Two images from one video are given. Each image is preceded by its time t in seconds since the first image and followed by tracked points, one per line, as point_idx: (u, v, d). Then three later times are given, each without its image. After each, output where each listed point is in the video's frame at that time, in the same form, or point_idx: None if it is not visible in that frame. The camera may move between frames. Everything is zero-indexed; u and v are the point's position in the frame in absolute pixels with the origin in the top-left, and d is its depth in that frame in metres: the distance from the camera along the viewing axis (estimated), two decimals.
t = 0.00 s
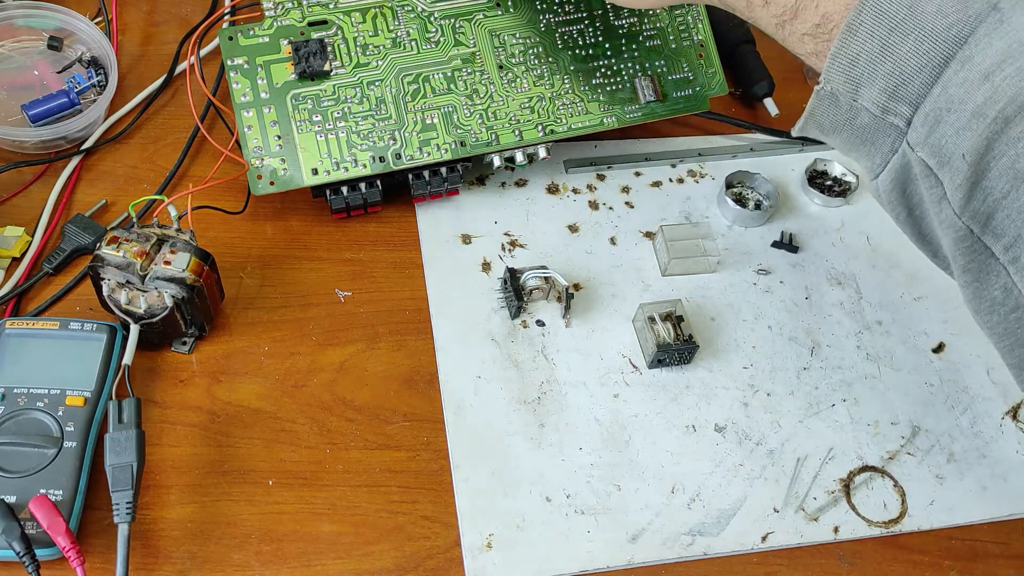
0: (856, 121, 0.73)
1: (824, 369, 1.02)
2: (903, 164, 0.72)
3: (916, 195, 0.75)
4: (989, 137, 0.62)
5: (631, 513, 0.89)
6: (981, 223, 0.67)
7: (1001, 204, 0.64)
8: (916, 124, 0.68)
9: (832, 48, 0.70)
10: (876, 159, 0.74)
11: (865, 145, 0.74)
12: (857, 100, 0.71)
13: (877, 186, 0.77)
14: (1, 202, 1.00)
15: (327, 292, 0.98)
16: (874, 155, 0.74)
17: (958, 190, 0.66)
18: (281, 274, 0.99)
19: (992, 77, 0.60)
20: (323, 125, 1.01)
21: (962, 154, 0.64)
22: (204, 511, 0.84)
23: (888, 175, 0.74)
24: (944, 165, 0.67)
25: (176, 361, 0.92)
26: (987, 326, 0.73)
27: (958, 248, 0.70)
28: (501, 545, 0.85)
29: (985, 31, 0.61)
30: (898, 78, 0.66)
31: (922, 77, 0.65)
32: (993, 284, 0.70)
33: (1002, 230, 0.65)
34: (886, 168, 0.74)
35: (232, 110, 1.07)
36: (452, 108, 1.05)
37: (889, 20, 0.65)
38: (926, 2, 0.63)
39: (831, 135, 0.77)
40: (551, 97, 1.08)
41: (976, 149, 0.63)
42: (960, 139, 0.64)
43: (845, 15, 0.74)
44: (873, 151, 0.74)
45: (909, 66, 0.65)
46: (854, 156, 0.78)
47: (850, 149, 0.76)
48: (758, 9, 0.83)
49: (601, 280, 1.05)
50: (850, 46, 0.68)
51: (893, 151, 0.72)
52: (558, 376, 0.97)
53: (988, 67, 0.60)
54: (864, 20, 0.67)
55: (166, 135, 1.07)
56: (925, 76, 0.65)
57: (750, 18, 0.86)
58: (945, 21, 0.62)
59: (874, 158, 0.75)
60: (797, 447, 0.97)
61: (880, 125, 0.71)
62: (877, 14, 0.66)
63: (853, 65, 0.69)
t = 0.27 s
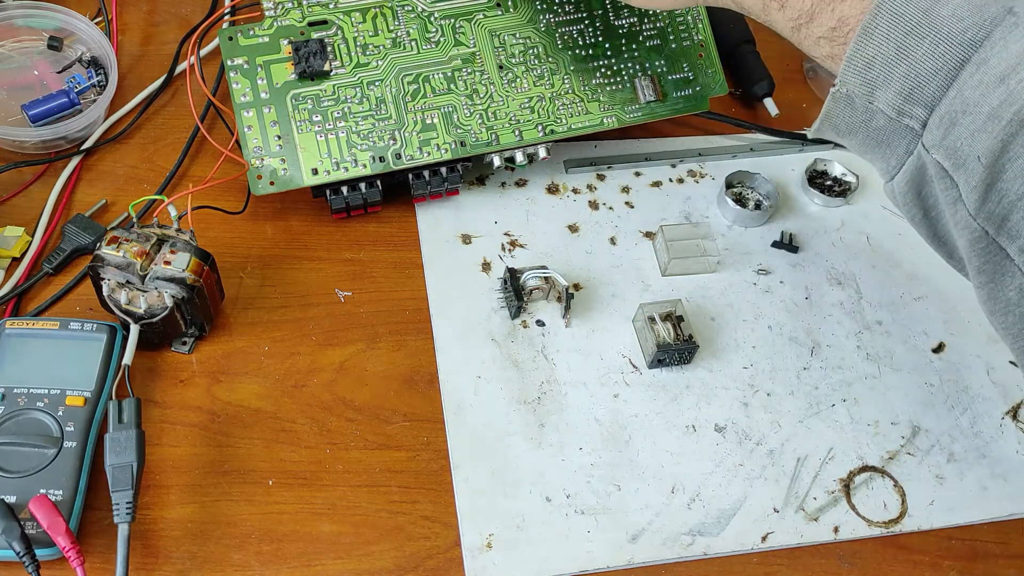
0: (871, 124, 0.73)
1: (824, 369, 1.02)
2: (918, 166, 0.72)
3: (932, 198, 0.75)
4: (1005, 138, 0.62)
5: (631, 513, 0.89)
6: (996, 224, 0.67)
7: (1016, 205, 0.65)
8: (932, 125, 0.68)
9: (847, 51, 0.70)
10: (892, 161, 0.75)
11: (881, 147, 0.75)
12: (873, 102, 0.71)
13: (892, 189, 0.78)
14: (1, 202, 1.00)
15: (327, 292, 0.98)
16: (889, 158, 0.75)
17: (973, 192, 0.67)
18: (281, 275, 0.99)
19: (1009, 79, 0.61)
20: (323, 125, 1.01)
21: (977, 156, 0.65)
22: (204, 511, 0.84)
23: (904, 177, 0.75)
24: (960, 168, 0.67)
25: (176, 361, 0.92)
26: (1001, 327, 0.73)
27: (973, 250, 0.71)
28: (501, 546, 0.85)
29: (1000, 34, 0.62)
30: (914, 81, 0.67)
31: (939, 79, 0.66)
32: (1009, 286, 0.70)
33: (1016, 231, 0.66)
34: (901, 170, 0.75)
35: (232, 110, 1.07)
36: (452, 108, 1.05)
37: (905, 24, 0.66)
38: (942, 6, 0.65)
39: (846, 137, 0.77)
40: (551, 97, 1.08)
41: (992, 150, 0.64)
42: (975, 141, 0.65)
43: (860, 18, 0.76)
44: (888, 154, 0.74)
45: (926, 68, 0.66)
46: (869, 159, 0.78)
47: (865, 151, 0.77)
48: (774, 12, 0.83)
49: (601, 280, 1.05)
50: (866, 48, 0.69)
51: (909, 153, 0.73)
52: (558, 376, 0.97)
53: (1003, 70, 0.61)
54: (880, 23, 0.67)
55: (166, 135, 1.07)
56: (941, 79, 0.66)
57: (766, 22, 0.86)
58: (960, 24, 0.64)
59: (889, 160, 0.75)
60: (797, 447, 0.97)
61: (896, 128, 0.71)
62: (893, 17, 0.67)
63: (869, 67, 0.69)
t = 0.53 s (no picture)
0: (872, 129, 0.73)
1: (824, 369, 1.02)
2: (918, 172, 0.72)
3: (931, 203, 0.75)
4: (1005, 144, 0.62)
5: (631, 512, 0.89)
6: (997, 229, 0.68)
7: (1017, 211, 0.65)
8: (931, 131, 0.68)
9: (847, 58, 0.70)
10: (892, 166, 0.75)
11: (881, 153, 0.75)
12: (873, 108, 0.71)
13: (892, 194, 0.78)
14: (1, 202, 1.00)
15: (326, 292, 0.98)
16: (890, 163, 0.75)
17: (974, 198, 0.67)
18: (281, 274, 0.99)
19: (1008, 86, 0.61)
20: (323, 125, 1.01)
21: (977, 162, 0.65)
22: (204, 511, 0.84)
23: (904, 182, 0.74)
24: (960, 173, 0.67)
25: (176, 361, 0.92)
26: (1003, 331, 0.73)
27: (974, 255, 0.71)
28: (501, 546, 0.85)
29: (1000, 40, 0.62)
30: (913, 88, 0.67)
31: (938, 85, 0.66)
32: (1009, 290, 0.70)
33: (1017, 236, 0.66)
34: (901, 176, 0.75)
35: (232, 110, 1.07)
36: (452, 108, 1.05)
37: (904, 31, 0.66)
38: (941, 12, 0.65)
39: (847, 142, 0.77)
40: (551, 97, 1.08)
41: (991, 156, 0.63)
42: (975, 147, 0.64)
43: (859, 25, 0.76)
44: (888, 159, 0.74)
45: (925, 75, 0.66)
46: (870, 164, 0.78)
47: (866, 156, 0.77)
48: (774, 18, 0.84)
49: (601, 280, 1.05)
50: (865, 55, 0.69)
51: (909, 159, 0.73)
52: (558, 376, 0.97)
53: (1002, 76, 0.61)
54: (879, 29, 0.68)
55: (167, 135, 1.07)
56: (940, 86, 0.66)
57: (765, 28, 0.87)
58: (959, 31, 0.64)
59: (890, 165, 0.75)
60: (797, 447, 0.97)
61: (896, 133, 0.71)
62: (892, 24, 0.67)
63: (868, 74, 0.70)
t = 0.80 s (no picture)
0: (853, 137, 0.73)
1: (824, 369, 1.02)
2: (901, 178, 0.72)
3: (916, 209, 0.75)
4: (986, 151, 0.62)
5: (631, 513, 0.89)
6: (981, 235, 0.67)
7: (1000, 217, 0.64)
8: (913, 138, 0.68)
9: (827, 66, 0.71)
10: (875, 173, 0.74)
11: (863, 160, 0.74)
12: (854, 115, 0.71)
13: (876, 200, 0.77)
14: (1, 202, 1.00)
15: (327, 292, 0.98)
16: (872, 170, 0.74)
17: (957, 205, 0.66)
18: (281, 274, 0.99)
19: (988, 92, 0.60)
20: (323, 125, 1.01)
21: (959, 169, 0.64)
22: (204, 511, 0.84)
23: (887, 189, 0.74)
24: (942, 180, 0.66)
25: (176, 361, 0.92)
26: (989, 335, 0.74)
27: (959, 261, 0.70)
28: (501, 546, 0.85)
29: (979, 46, 0.61)
30: (894, 95, 0.67)
31: (919, 92, 0.66)
32: (994, 295, 0.70)
33: (1001, 242, 0.66)
34: (885, 183, 0.74)
35: (232, 110, 1.07)
36: (452, 108, 1.05)
37: (884, 38, 0.67)
38: (921, 20, 0.65)
39: (829, 150, 0.77)
40: (551, 97, 1.08)
41: (973, 163, 0.63)
42: (957, 154, 0.64)
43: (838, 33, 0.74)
44: (871, 166, 0.74)
45: (905, 81, 0.66)
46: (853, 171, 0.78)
47: (849, 164, 0.76)
48: (755, 27, 0.84)
49: (601, 280, 1.05)
50: (846, 63, 0.69)
51: (892, 166, 0.72)
52: (558, 376, 0.97)
53: (983, 82, 0.61)
54: (859, 37, 0.68)
55: (167, 135, 1.07)
56: (921, 93, 0.66)
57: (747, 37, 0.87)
58: (939, 37, 0.64)
59: (873, 172, 0.75)
60: (797, 447, 0.97)
61: (878, 141, 0.71)
62: (872, 32, 0.67)
63: (849, 81, 0.70)
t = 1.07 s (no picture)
0: (851, 144, 0.73)
1: (824, 369, 1.02)
2: (898, 184, 0.71)
3: (914, 215, 0.75)
4: (983, 157, 0.62)
5: (631, 513, 0.89)
6: (978, 240, 0.67)
7: (998, 222, 0.64)
8: (910, 144, 0.67)
9: (824, 74, 0.71)
10: (873, 179, 0.74)
11: (861, 166, 0.74)
12: (851, 122, 0.71)
13: (873, 206, 0.77)
14: (1, 202, 1.00)
15: (327, 292, 0.98)
16: (870, 176, 0.74)
17: (954, 211, 0.66)
18: (281, 274, 0.99)
19: (984, 98, 0.61)
20: (323, 125, 1.01)
21: (956, 175, 0.64)
22: (204, 511, 0.84)
23: (885, 195, 0.74)
24: (939, 186, 0.66)
25: (176, 361, 0.92)
26: (987, 340, 0.73)
27: (956, 266, 0.70)
28: (501, 546, 0.85)
29: (974, 53, 0.62)
30: (890, 102, 0.67)
31: (915, 98, 0.66)
32: (992, 299, 0.70)
33: (998, 247, 0.66)
34: (882, 189, 0.74)
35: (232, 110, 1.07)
36: (452, 108, 1.05)
37: (880, 45, 0.67)
38: (916, 27, 0.66)
39: (827, 157, 0.77)
40: (551, 97, 1.08)
41: (971, 168, 0.63)
42: (954, 160, 0.64)
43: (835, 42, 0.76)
44: (868, 172, 0.74)
45: (902, 88, 0.66)
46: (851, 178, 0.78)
47: (846, 170, 0.76)
48: (751, 36, 0.85)
49: (602, 280, 1.05)
50: (842, 70, 0.70)
51: (889, 172, 0.72)
52: (558, 376, 0.97)
53: (978, 89, 0.62)
54: (856, 45, 0.69)
55: (167, 135, 1.07)
56: (918, 99, 0.66)
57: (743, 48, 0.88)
58: (935, 44, 0.64)
59: (870, 178, 0.74)
60: (797, 447, 0.97)
61: (875, 147, 0.71)
62: (868, 40, 0.68)
63: (845, 89, 0.70)
